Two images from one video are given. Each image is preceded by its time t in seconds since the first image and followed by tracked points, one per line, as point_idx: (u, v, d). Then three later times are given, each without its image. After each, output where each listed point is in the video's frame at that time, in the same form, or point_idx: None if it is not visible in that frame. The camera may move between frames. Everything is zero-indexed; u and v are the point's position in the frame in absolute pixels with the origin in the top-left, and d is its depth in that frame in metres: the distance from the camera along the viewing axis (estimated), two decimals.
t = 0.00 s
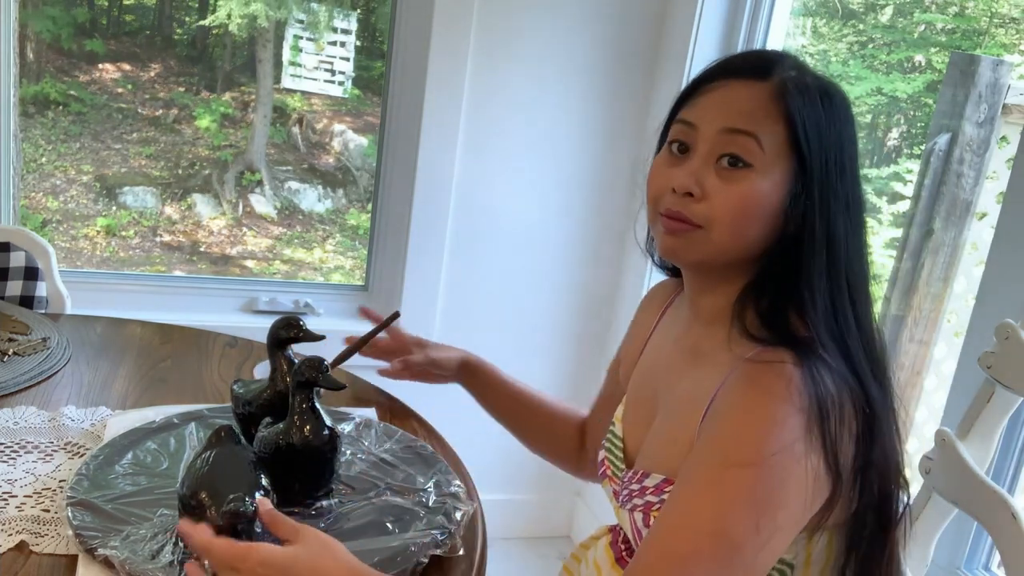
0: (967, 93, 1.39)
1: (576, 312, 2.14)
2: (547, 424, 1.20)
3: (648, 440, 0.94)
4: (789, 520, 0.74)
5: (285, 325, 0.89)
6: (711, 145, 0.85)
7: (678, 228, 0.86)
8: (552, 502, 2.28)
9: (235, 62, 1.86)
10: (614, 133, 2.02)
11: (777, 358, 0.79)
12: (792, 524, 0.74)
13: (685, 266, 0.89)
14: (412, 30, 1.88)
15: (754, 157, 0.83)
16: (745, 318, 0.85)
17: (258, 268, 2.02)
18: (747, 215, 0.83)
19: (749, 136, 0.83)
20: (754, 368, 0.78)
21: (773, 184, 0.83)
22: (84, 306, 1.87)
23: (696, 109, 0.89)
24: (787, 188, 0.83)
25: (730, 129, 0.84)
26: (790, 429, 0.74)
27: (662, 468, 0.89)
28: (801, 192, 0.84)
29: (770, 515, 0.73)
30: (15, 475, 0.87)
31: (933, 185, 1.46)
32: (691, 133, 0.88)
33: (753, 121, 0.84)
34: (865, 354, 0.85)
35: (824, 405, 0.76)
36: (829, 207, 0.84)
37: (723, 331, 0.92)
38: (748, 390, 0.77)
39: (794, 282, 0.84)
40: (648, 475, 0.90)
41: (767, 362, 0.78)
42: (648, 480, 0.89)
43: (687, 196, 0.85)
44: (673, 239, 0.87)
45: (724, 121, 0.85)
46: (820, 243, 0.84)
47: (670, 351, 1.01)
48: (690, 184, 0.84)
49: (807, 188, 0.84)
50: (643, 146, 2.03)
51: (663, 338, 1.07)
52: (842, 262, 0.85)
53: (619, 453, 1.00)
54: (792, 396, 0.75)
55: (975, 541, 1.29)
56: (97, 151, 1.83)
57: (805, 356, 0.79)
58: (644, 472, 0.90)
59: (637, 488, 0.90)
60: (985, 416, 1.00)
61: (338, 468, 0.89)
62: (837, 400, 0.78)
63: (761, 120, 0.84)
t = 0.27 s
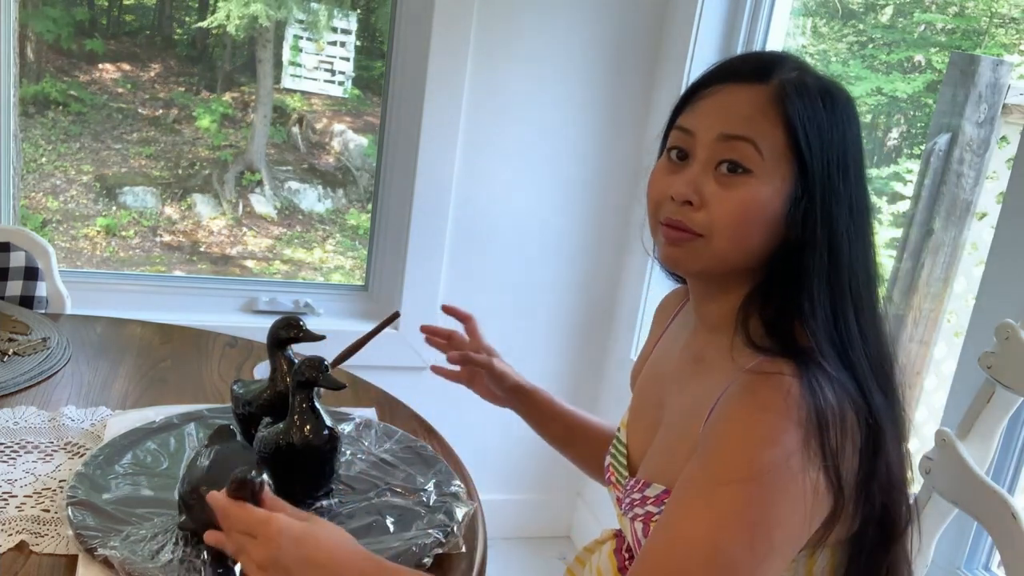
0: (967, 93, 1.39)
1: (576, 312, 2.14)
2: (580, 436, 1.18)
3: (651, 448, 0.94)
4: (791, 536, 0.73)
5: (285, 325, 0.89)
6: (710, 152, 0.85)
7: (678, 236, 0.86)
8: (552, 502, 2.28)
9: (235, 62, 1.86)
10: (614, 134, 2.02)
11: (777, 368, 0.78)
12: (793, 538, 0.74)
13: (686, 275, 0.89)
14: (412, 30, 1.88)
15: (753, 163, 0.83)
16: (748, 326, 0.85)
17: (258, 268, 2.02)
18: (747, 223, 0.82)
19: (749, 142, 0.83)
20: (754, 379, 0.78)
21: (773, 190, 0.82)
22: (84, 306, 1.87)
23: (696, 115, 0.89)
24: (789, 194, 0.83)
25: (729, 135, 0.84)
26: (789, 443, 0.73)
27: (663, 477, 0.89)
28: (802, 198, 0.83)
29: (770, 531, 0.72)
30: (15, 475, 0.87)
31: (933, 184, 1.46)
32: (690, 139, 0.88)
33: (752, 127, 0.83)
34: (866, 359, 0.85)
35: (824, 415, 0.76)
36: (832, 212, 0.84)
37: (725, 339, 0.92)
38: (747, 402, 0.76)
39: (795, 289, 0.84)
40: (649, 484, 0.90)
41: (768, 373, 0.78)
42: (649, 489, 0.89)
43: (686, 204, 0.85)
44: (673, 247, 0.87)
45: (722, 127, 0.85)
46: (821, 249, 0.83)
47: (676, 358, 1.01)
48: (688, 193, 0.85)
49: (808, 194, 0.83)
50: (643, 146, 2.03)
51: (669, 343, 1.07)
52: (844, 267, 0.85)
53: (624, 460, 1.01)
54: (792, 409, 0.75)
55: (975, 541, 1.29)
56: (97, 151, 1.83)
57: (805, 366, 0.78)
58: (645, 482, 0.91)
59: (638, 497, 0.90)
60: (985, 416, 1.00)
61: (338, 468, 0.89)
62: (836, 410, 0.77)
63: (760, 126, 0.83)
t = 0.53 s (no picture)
0: (967, 93, 1.39)
1: (576, 312, 2.13)
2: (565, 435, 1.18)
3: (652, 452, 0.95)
4: (805, 549, 0.74)
5: (285, 325, 0.89)
6: (705, 158, 0.85)
7: (676, 243, 0.86)
8: (552, 502, 2.28)
9: (235, 62, 1.86)
10: (614, 134, 2.01)
11: (783, 377, 0.79)
12: (808, 550, 0.75)
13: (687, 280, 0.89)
14: (412, 30, 1.88)
15: (750, 168, 0.83)
16: (752, 328, 0.86)
17: (258, 268, 2.02)
18: (745, 229, 0.82)
19: (746, 146, 0.83)
20: (760, 390, 0.78)
21: (771, 195, 0.82)
22: (84, 306, 1.87)
23: (691, 118, 0.89)
24: (786, 199, 0.83)
25: (726, 140, 0.84)
26: (798, 456, 0.74)
27: (665, 483, 0.89)
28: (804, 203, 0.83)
29: (783, 546, 0.73)
30: (15, 475, 0.87)
31: (933, 184, 1.46)
32: (685, 145, 0.88)
33: (749, 131, 0.83)
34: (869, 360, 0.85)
35: (833, 424, 0.76)
36: (832, 214, 0.84)
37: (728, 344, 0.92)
38: (754, 416, 0.77)
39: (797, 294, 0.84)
40: (652, 490, 0.90)
41: (774, 384, 0.78)
42: (652, 496, 0.89)
43: (682, 210, 0.85)
44: (671, 254, 0.87)
45: (719, 131, 0.85)
46: (821, 252, 0.83)
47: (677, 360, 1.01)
48: (684, 198, 0.85)
49: (806, 198, 0.83)
50: (643, 146, 2.03)
51: (669, 344, 1.06)
52: (847, 269, 0.85)
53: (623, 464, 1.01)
54: (799, 420, 0.75)
55: (975, 541, 1.28)
56: (97, 151, 1.83)
57: (809, 372, 0.79)
58: (647, 488, 0.91)
59: (641, 502, 0.90)
60: (985, 416, 1.00)
61: (337, 468, 0.89)
62: (843, 417, 0.77)
63: (755, 129, 0.83)
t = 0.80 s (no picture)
0: (967, 93, 1.39)
1: (576, 312, 2.13)
2: (558, 436, 1.13)
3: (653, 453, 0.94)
4: (826, 549, 0.75)
5: (285, 325, 0.89)
6: (694, 160, 0.85)
7: (670, 249, 0.87)
8: (552, 502, 2.28)
9: (235, 62, 1.86)
10: (614, 134, 2.01)
11: (786, 378, 0.79)
12: (829, 548, 0.75)
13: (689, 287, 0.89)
14: (412, 30, 1.88)
15: (741, 169, 0.82)
16: (751, 328, 0.86)
17: (258, 268, 2.02)
18: (739, 230, 0.82)
19: (732, 148, 0.83)
20: (767, 392, 0.78)
21: (764, 195, 0.82)
22: (84, 306, 1.87)
23: (679, 122, 0.89)
24: (773, 199, 0.82)
25: (711, 143, 0.84)
26: (811, 457, 0.74)
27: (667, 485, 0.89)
28: (796, 202, 0.82)
29: (805, 548, 0.73)
30: (15, 475, 0.87)
31: (933, 184, 1.46)
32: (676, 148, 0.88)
33: (737, 132, 0.83)
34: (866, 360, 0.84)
35: (840, 423, 0.76)
36: (823, 213, 0.83)
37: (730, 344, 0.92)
38: (763, 419, 0.77)
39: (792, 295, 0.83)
40: (654, 491, 0.90)
41: (779, 384, 0.78)
42: (654, 497, 0.89)
43: (672, 212, 0.86)
44: (666, 260, 0.87)
45: (705, 134, 0.85)
46: (814, 252, 0.83)
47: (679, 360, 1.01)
48: (673, 201, 0.85)
49: (796, 198, 0.82)
50: (642, 146, 2.03)
51: (670, 345, 1.06)
52: (841, 269, 0.84)
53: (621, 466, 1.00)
54: (808, 421, 0.75)
55: (975, 541, 1.29)
56: (97, 151, 1.83)
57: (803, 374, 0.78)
58: (649, 489, 0.91)
59: (643, 504, 0.90)
60: (985, 415, 1.00)
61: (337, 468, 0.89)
62: (846, 416, 0.77)
63: (737, 130, 0.83)
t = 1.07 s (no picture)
0: (967, 92, 1.39)
1: (576, 312, 2.13)
2: (561, 445, 1.11)
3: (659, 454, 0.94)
4: (837, 550, 0.76)
5: (285, 325, 0.89)
6: (732, 154, 0.85)
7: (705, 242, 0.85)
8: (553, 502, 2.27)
9: (235, 62, 1.86)
10: (614, 134, 2.01)
11: (802, 378, 0.79)
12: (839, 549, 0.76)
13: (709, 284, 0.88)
14: (412, 30, 1.88)
15: (778, 167, 0.82)
16: (767, 330, 0.87)
17: (258, 268, 2.02)
18: (772, 229, 0.82)
19: (776, 141, 0.83)
20: (782, 392, 0.79)
21: (799, 196, 0.82)
22: (84, 306, 1.87)
23: (711, 116, 0.89)
24: (812, 196, 0.83)
25: (755, 135, 0.84)
26: (825, 458, 0.75)
27: (675, 486, 0.89)
28: (825, 203, 0.84)
29: (816, 549, 0.75)
30: (15, 475, 0.87)
31: (933, 184, 1.46)
32: (707, 141, 0.88)
33: (778, 128, 0.84)
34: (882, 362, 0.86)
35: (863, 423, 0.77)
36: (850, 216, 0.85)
37: (740, 345, 0.92)
38: (778, 419, 0.77)
39: (814, 294, 0.84)
40: (660, 496, 0.89)
41: (793, 384, 0.79)
42: (659, 502, 0.89)
43: (710, 204, 0.84)
44: (699, 254, 0.86)
45: (743, 130, 0.85)
46: (840, 254, 0.84)
47: (683, 363, 1.01)
48: (714, 192, 0.84)
49: (828, 198, 0.84)
50: (643, 146, 2.03)
51: (670, 348, 1.06)
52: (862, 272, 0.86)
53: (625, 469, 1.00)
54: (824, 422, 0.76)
55: (975, 541, 1.28)
56: (96, 151, 1.83)
57: (830, 372, 0.79)
58: (655, 493, 0.90)
59: (649, 509, 0.90)
60: (985, 415, 1.00)
61: (337, 468, 0.89)
62: (866, 415, 0.78)
63: (781, 126, 0.84)
